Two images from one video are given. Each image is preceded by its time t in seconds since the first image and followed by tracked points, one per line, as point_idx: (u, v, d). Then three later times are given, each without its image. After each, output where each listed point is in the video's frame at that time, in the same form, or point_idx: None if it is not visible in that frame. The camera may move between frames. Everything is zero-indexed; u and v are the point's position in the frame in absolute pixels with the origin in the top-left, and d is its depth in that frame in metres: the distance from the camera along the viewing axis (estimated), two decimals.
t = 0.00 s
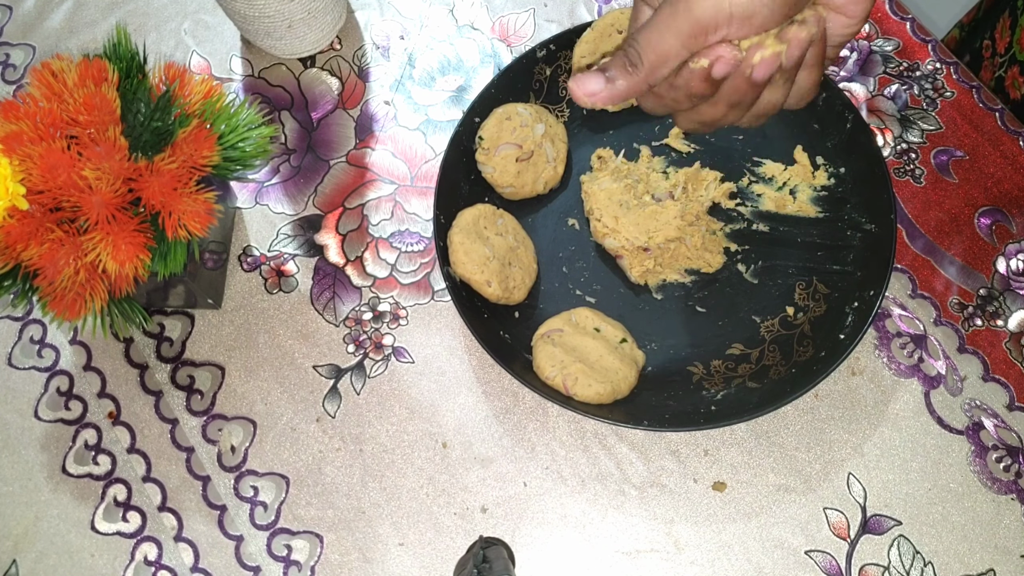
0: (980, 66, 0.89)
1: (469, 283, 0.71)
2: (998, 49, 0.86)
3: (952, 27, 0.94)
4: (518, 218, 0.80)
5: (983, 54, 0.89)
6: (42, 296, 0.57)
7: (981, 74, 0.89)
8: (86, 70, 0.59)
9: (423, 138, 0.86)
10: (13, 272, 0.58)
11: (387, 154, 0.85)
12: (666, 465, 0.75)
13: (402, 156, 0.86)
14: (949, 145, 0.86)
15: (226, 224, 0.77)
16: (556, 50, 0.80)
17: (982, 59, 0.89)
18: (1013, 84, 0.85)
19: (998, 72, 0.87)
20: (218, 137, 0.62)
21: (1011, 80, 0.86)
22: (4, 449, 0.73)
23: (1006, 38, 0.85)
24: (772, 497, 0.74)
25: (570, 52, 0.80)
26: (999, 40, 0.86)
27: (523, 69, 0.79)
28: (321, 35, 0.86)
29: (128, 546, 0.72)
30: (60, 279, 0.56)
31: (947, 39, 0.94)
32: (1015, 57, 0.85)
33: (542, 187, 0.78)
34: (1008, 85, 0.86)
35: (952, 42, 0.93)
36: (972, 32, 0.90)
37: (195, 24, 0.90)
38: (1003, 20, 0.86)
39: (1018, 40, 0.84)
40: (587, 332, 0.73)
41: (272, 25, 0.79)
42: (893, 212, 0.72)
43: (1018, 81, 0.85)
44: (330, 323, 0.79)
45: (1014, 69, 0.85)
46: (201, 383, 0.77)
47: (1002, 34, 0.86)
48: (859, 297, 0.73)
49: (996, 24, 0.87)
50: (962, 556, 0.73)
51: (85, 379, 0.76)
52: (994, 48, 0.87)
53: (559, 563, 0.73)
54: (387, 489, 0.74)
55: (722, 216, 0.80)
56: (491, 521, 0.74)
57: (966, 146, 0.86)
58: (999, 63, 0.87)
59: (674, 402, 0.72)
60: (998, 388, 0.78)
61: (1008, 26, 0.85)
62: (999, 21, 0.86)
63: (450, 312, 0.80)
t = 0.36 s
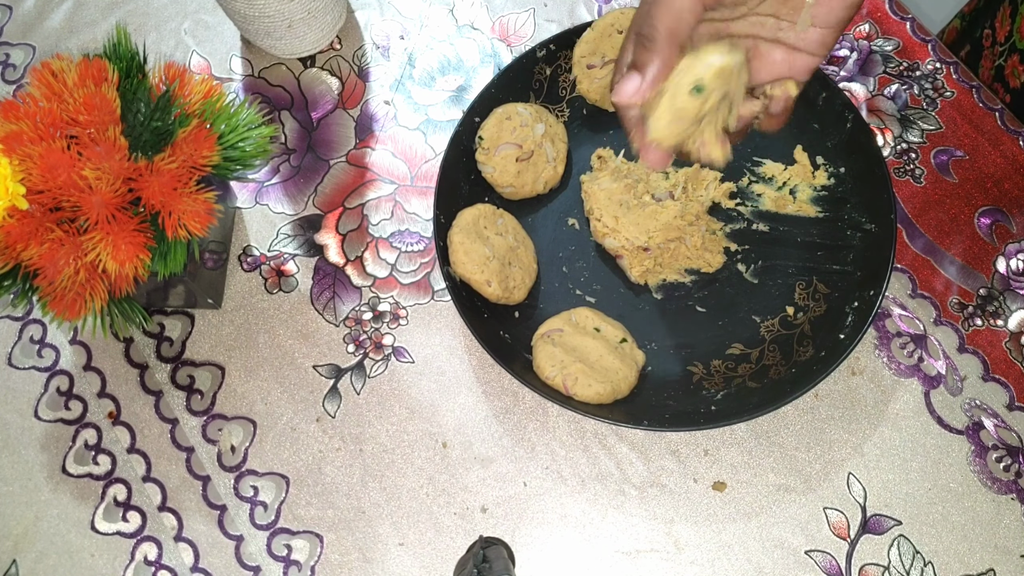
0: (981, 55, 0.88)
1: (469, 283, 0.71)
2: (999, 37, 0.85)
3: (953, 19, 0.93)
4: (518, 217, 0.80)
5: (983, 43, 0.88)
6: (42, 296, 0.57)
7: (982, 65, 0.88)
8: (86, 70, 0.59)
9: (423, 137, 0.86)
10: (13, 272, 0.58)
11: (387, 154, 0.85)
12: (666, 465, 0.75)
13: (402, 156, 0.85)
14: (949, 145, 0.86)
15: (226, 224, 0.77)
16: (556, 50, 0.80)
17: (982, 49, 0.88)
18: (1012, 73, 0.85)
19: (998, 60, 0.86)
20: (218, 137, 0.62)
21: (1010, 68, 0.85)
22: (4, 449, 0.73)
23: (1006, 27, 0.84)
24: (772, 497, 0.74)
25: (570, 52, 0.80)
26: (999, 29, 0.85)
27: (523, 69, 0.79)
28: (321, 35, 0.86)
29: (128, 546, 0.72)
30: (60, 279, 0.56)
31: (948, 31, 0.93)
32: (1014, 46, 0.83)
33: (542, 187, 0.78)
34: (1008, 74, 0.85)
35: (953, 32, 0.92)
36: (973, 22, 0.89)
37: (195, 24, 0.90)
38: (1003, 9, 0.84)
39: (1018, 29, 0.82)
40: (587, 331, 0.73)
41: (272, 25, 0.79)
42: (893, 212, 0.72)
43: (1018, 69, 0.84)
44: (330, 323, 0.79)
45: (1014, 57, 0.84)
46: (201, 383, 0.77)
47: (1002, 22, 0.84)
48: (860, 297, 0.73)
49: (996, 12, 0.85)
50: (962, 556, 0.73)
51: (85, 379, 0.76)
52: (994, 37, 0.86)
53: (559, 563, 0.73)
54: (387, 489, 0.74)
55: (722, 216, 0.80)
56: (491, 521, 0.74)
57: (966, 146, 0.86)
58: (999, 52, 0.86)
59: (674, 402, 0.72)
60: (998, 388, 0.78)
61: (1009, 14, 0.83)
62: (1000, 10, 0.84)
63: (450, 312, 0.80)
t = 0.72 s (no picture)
0: (979, 55, 0.88)
1: (470, 283, 0.71)
2: (997, 36, 0.86)
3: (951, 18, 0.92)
4: (518, 217, 0.80)
5: (982, 42, 0.88)
6: (42, 296, 0.57)
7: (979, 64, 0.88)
8: (86, 70, 0.59)
9: (423, 137, 0.86)
10: (13, 272, 0.57)
11: (387, 154, 0.85)
12: (666, 465, 0.75)
13: (402, 156, 0.85)
14: (949, 145, 0.86)
15: (226, 224, 0.77)
16: (556, 50, 0.80)
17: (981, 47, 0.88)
18: (1010, 72, 0.86)
19: (996, 59, 0.87)
20: (217, 137, 0.62)
21: (1008, 67, 0.86)
22: (4, 449, 0.73)
23: (1004, 26, 0.85)
24: (772, 497, 0.74)
25: (570, 52, 0.80)
26: (997, 28, 0.86)
27: (523, 70, 0.79)
28: (321, 35, 0.86)
29: (129, 546, 0.72)
30: (60, 279, 0.56)
31: (946, 29, 0.91)
32: (1013, 45, 0.85)
33: (542, 188, 0.78)
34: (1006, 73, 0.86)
35: (951, 32, 0.90)
36: (971, 20, 0.88)
37: (195, 23, 0.90)
38: (1002, 7, 0.85)
39: (1016, 27, 0.84)
40: (587, 331, 0.73)
41: (272, 25, 0.79)
42: (893, 212, 0.72)
43: (1016, 68, 0.85)
44: (330, 323, 0.79)
45: (1012, 57, 0.85)
46: (201, 383, 0.77)
47: (1001, 21, 0.85)
48: (860, 297, 0.73)
49: (994, 11, 0.86)
50: (962, 556, 0.73)
51: (85, 379, 0.76)
52: (992, 36, 0.86)
53: (560, 563, 0.73)
54: (387, 488, 0.74)
55: (722, 216, 0.80)
56: (491, 521, 0.74)
57: (966, 146, 0.86)
58: (997, 51, 0.86)
59: (674, 402, 0.71)
60: (998, 388, 0.78)
61: (1007, 13, 0.85)
62: (998, 9, 0.85)
63: (450, 312, 0.80)
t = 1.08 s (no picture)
0: (977, 63, 0.89)
1: (469, 283, 0.71)
2: (995, 45, 0.87)
3: (950, 25, 0.94)
4: (519, 217, 0.80)
5: (980, 51, 0.89)
6: (42, 296, 0.57)
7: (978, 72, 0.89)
8: (86, 70, 0.59)
9: (423, 137, 0.86)
10: (13, 272, 0.57)
11: (387, 154, 0.85)
12: (666, 465, 0.75)
13: (402, 156, 0.85)
14: (949, 145, 0.86)
15: (226, 224, 0.77)
16: (556, 50, 0.80)
17: (980, 56, 0.89)
18: (1009, 82, 0.86)
19: (995, 68, 0.87)
20: (218, 137, 0.62)
21: (1008, 76, 0.86)
22: (4, 448, 0.73)
23: (1003, 35, 0.86)
24: (772, 497, 0.74)
25: (570, 52, 0.80)
26: (996, 38, 0.87)
27: (523, 69, 0.79)
28: (321, 35, 0.86)
29: (128, 546, 0.72)
30: (60, 279, 0.56)
31: (945, 36, 0.93)
32: (1012, 54, 0.85)
33: (542, 187, 0.79)
34: (1004, 83, 0.87)
35: (949, 39, 0.93)
36: (969, 30, 0.90)
37: (195, 23, 0.90)
38: (1000, 17, 0.86)
39: (1014, 38, 0.84)
40: (587, 331, 0.73)
41: (272, 25, 0.79)
42: (893, 213, 0.72)
43: (1016, 77, 0.85)
44: (330, 323, 0.79)
45: (1011, 66, 0.85)
46: (201, 383, 0.77)
47: (999, 30, 0.86)
48: (860, 297, 0.73)
49: (993, 20, 0.87)
50: (962, 556, 0.73)
51: (85, 379, 0.76)
52: (991, 45, 0.87)
53: (560, 563, 0.73)
54: (387, 489, 0.74)
55: (722, 216, 0.80)
56: (491, 521, 0.74)
57: (966, 146, 0.86)
58: (995, 61, 0.87)
59: (674, 402, 0.71)
60: (998, 388, 0.78)
61: (1005, 23, 0.85)
62: (996, 19, 0.86)
63: (450, 312, 0.80)
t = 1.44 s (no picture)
0: (980, 70, 0.89)
1: (469, 283, 0.71)
2: (998, 53, 0.87)
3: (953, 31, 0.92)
4: (518, 217, 0.80)
5: (983, 58, 0.89)
6: (42, 296, 0.57)
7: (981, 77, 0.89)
8: (86, 70, 0.59)
9: (423, 137, 0.86)
10: (13, 272, 0.57)
11: (387, 154, 0.85)
12: (666, 465, 0.75)
13: (402, 156, 0.85)
14: (949, 145, 0.86)
15: (226, 224, 0.77)
16: (556, 50, 0.80)
17: (982, 63, 0.89)
18: (1012, 90, 0.86)
19: (998, 76, 0.87)
20: (217, 137, 0.62)
21: (1010, 84, 0.86)
22: (4, 449, 0.73)
23: (1005, 43, 0.86)
24: (772, 497, 0.74)
25: (570, 53, 0.80)
26: (998, 45, 0.86)
27: (523, 69, 0.79)
28: (321, 35, 0.86)
29: (128, 546, 0.72)
30: (60, 279, 0.56)
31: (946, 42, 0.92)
32: (1014, 62, 0.85)
33: (542, 188, 0.79)
34: (1006, 91, 0.87)
35: (951, 46, 0.91)
36: (972, 36, 0.89)
37: (195, 23, 0.90)
38: (1003, 24, 0.85)
39: (1017, 46, 0.84)
40: (587, 331, 0.73)
41: (272, 25, 0.79)
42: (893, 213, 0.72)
43: (1018, 86, 0.85)
44: (330, 323, 0.79)
45: (1014, 74, 0.85)
46: (201, 383, 0.77)
47: (1002, 38, 0.86)
48: (860, 297, 0.73)
49: (995, 27, 0.86)
50: (962, 556, 0.73)
51: (85, 379, 0.76)
52: (994, 52, 0.87)
53: (560, 563, 0.73)
54: (387, 489, 0.74)
55: (722, 216, 0.80)
56: (490, 521, 0.74)
57: (966, 146, 0.86)
58: (999, 68, 0.87)
59: (674, 402, 0.71)
60: (998, 388, 0.78)
61: (1007, 30, 0.85)
62: (999, 26, 0.86)
63: (450, 312, 0.80)
